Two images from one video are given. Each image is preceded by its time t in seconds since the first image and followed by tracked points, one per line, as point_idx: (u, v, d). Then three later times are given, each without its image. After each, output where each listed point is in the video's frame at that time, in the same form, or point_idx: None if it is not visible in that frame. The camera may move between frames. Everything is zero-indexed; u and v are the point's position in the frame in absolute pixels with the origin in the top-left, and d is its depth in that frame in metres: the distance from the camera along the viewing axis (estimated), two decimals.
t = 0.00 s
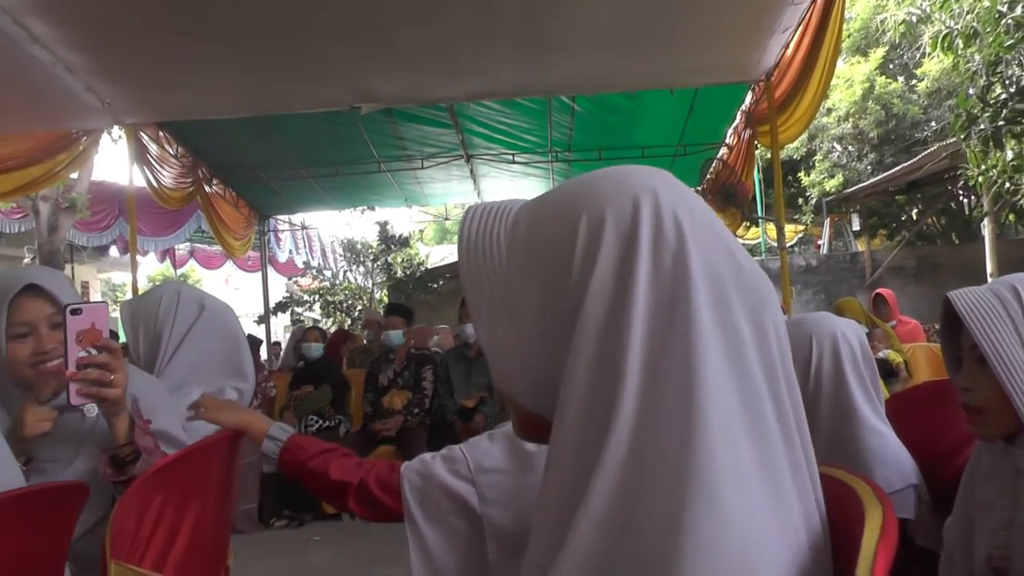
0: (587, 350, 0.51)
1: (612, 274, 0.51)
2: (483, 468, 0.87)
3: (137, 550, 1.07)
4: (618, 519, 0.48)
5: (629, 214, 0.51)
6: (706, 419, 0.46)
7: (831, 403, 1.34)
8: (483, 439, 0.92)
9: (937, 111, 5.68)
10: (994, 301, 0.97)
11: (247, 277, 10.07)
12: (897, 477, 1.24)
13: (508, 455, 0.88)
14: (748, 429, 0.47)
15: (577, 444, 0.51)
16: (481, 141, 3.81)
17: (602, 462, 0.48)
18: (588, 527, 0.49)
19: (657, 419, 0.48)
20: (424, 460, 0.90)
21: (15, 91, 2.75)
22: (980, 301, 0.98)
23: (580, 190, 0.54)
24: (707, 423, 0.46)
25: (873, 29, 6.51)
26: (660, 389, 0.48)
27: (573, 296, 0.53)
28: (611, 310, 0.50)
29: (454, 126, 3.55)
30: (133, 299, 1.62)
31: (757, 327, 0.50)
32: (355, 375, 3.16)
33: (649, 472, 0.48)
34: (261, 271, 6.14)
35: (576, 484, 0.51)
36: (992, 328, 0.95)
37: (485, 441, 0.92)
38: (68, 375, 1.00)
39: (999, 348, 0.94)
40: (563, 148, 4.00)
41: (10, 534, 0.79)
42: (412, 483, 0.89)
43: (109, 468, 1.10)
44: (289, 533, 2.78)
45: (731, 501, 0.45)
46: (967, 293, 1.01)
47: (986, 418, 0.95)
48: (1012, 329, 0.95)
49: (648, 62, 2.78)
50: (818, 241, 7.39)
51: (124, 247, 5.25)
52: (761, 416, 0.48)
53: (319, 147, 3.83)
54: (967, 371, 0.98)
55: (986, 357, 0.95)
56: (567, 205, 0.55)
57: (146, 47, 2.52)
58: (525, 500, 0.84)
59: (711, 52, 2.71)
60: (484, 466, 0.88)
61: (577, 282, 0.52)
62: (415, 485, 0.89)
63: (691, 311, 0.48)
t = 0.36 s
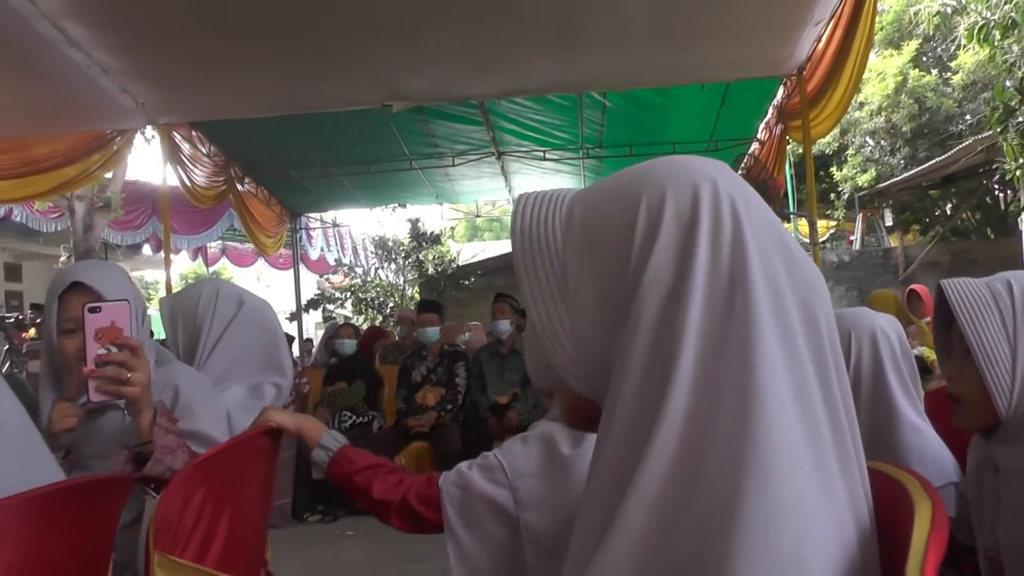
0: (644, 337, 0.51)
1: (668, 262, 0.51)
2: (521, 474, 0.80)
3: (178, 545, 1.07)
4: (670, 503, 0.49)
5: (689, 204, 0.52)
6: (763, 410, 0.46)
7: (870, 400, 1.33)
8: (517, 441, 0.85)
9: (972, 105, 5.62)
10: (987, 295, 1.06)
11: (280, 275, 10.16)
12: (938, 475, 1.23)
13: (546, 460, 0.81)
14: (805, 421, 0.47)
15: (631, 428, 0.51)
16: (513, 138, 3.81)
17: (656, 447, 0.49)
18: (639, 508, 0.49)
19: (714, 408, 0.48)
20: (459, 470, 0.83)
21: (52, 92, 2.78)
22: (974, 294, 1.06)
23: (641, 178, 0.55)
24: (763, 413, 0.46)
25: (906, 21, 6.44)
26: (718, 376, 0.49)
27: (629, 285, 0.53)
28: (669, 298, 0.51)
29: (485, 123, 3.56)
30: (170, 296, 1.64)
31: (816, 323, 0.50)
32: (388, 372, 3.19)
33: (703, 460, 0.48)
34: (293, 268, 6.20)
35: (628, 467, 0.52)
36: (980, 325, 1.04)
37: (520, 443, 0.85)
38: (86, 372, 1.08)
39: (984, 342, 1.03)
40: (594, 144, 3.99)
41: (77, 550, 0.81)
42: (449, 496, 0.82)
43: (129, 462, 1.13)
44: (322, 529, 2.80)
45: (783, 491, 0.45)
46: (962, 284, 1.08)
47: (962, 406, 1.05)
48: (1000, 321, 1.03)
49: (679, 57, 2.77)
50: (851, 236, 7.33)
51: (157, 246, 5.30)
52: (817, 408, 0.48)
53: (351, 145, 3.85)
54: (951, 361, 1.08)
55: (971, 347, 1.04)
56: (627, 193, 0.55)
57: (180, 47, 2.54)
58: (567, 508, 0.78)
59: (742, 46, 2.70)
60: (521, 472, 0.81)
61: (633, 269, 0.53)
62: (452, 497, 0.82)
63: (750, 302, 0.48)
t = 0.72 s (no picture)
0: (698, 334, 0.51)
1: (724, 261, 0.51)
2: (557, 493, 0.82)
3: (217, 540, 1.09)
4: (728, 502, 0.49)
5: (743, 202, 0.52)
6: (822, 410, 0.46)
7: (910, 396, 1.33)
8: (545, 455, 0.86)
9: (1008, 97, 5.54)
10: (969, 323, 1.04)
11: (312, 272, 10.23)
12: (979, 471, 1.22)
13: (576, 469, 0.82)
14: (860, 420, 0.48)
15: (688, 428, 0.52)
16: (545, 135, 3.81)
17: (714, 445, 0.49)
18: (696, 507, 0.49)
19: (769, 406, 0.48)
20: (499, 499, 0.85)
21: (90, 93, 2.82)
22: (956, 320, 1.03)
23: (692, 179, 0.55)
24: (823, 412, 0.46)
25: (940, 13, 6.37)
26: (773, 375, 0.48)
27: (683, 285, 0.53)
28: (726, 296, 0.51)
29: (517, 120, 3.56)
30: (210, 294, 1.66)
31: (867, 325, 0.50)
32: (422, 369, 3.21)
33: (761, 460, 0.48)
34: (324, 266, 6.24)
35: (684, 466, 0.52)
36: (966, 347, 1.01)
37: (548, 457, 0.86)
38: (102, 371, 1.04)
39: (969, 365, 1.00)
40: (626, 140, 3.98)
41: (129, 537, 0.83)
42: (496, 526, 0.84)
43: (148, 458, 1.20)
44: (358, 524, 2.82)
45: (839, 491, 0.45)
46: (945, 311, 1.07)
47: (948, 434, 1.00)
48: (985, 351, 1.01)
49: (711, 52, 2.75)
50: (884, 232, 7.25)
51: (190, 243, 5.36)
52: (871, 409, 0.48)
53: (384, 143, 3.87)
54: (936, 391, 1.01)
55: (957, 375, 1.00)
56: (678, 193, 0.55)
57: (216, 47, 2.57)
58: (607, 515, 0.80)
59: (775, 41, 2.68)
60: (556, 490, 0.82)
61: (685, 268, 0.53)
62: (499, 529, 0.84)
63: (806, 301, 0.48)
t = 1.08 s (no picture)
0: (742, 331, 0.52)
1: (770, 258, 0.52)
2: (590, 492, 0.82)
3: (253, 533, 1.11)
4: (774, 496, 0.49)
5: (787, 200, 0.53)
6: (873, 400, 0.46)
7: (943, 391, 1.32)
8: (577, 453, 0.87)
9: None
10: (980, 328, 0.91)
11: (341, 270, 10.31)
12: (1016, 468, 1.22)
13: (609, 469, 0.83)
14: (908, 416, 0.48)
15: (736, 419, 0.52)
16: (574, 132, 3.81)
17: (761, 438, 0.49)
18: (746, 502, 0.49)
19: (818, 394, 0.48)
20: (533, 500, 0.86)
21: (124, 94, 2.86)
22: (963, 329, 0.92)
23: (734, 175, 0.56)
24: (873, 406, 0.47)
25: (973, 7, 6.30)
26: (819, 370, 0.49)
27: (728, 279, 0.54)
28: (773, 291, 0.51)
29: (547, 118, 3.57)
30: (243, 291, 1.69)
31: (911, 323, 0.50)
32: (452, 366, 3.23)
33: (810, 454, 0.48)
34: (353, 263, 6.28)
35: (730, 462, 0.52)
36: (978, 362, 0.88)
37: (581, 455, 0.87)
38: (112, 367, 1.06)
39: (983, 373, 0.88)
40: (656, 137, 3.97)
41: (172, 522, 0.85)
42: (531, 527, 0.86)
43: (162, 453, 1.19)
44: (388, 519, 2.84)
45: (894, 478, 0.45)
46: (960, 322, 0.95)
47: (976, 446, 0.88)
48: (998, 356, 0.88)
49: (740, 49, 2.74)
50: (915, 229, 7.17)
51: (221, 242, 5.41)
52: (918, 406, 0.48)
53: (414, 141, 3.89)
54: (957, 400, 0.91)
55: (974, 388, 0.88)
56: (720, 189, 0.56)
57: (247, 48, 2.60)
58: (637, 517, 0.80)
59: (804, 36, 2.66)
60: (588, 490, 0.82)
61: (731, 264, 0.54)
62: (534, 530, 0.85)
63: (853, 296, 0.49)
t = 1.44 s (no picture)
0: (766, 325, 0.52)
1: (795, 251, 0.52)
2: (613, 490, 0.83)
3: (283, 528, 1.12)
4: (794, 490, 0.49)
5: (816, 193, 0.53)
6: (901, 395, 0.46)
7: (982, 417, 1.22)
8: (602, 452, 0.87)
9: None
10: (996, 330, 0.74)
11: (369, 267, 10.38)
12: None
13: (633, 467, 0.83)
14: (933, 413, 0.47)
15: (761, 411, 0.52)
16: (600, 129, 3.81)
17: (783, 430, 0.49)
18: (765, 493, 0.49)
19: (844, 388, 0.48)
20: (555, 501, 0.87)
21: (153, 93, 2.90)
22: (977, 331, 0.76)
23: (762, 169, 0.56)
24: (896, 402, 0.46)
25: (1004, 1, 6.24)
26: (846, 362, 0.49)
27: (754, 272, 0.54)
28: (798, 284, 0.51)
29: (573, 115, 3.57)
30: (274, 289, 1.69)
31: (943, 320, 0.50)
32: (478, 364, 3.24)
33: (831, 448, 0.48)
34: (380, 261, 6.32)
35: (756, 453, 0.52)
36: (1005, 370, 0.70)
37: (605, 452, 0.87)
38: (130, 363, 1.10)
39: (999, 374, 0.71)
40: (683, 134, 3.96)
41: (203, 520, 0.86)
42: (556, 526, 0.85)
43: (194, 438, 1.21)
44: (414, 515, 2.87)
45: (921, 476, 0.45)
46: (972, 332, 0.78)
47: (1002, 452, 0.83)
48: None
49: (766, 45, 2.73)
50: (946, 226, 7.11)
51: (249, 241, 5.46)
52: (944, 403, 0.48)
53: (440, 139, 3.91)
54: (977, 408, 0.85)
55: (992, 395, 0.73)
56: (748, 183, 0.56)
57: (274, 48, 2.62)
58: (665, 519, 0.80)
59: (832, 32, 2.64)
60: (612, 486, 0.83)
61: (755, 257, 0.54)
62: (558, 522, 0.85)
63: (880, 290, 0.48)
